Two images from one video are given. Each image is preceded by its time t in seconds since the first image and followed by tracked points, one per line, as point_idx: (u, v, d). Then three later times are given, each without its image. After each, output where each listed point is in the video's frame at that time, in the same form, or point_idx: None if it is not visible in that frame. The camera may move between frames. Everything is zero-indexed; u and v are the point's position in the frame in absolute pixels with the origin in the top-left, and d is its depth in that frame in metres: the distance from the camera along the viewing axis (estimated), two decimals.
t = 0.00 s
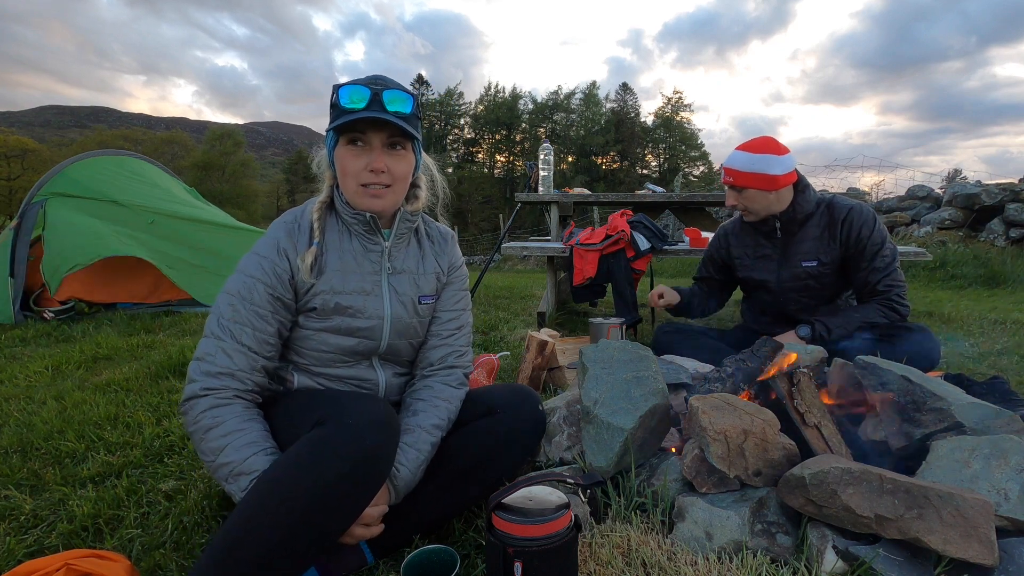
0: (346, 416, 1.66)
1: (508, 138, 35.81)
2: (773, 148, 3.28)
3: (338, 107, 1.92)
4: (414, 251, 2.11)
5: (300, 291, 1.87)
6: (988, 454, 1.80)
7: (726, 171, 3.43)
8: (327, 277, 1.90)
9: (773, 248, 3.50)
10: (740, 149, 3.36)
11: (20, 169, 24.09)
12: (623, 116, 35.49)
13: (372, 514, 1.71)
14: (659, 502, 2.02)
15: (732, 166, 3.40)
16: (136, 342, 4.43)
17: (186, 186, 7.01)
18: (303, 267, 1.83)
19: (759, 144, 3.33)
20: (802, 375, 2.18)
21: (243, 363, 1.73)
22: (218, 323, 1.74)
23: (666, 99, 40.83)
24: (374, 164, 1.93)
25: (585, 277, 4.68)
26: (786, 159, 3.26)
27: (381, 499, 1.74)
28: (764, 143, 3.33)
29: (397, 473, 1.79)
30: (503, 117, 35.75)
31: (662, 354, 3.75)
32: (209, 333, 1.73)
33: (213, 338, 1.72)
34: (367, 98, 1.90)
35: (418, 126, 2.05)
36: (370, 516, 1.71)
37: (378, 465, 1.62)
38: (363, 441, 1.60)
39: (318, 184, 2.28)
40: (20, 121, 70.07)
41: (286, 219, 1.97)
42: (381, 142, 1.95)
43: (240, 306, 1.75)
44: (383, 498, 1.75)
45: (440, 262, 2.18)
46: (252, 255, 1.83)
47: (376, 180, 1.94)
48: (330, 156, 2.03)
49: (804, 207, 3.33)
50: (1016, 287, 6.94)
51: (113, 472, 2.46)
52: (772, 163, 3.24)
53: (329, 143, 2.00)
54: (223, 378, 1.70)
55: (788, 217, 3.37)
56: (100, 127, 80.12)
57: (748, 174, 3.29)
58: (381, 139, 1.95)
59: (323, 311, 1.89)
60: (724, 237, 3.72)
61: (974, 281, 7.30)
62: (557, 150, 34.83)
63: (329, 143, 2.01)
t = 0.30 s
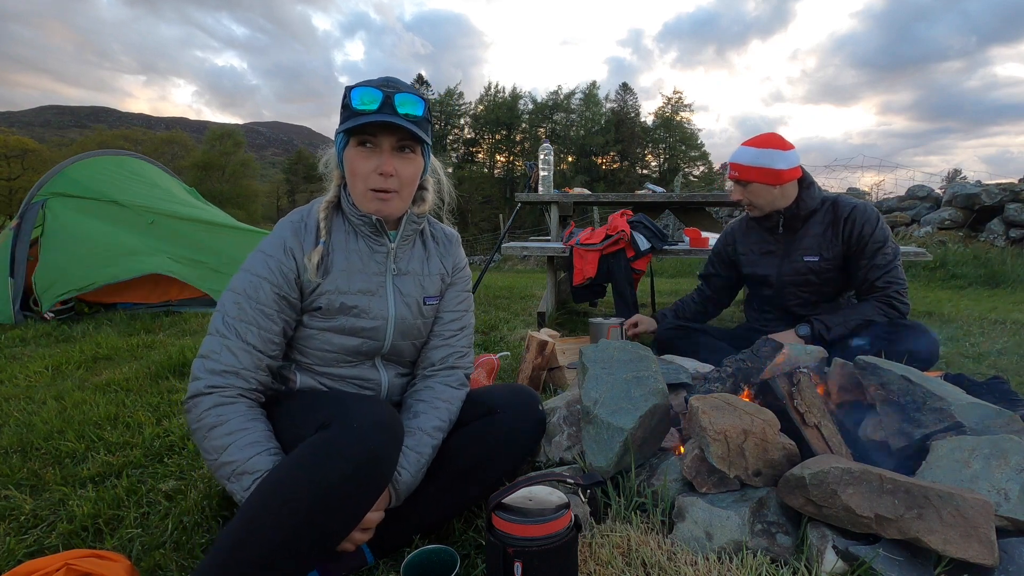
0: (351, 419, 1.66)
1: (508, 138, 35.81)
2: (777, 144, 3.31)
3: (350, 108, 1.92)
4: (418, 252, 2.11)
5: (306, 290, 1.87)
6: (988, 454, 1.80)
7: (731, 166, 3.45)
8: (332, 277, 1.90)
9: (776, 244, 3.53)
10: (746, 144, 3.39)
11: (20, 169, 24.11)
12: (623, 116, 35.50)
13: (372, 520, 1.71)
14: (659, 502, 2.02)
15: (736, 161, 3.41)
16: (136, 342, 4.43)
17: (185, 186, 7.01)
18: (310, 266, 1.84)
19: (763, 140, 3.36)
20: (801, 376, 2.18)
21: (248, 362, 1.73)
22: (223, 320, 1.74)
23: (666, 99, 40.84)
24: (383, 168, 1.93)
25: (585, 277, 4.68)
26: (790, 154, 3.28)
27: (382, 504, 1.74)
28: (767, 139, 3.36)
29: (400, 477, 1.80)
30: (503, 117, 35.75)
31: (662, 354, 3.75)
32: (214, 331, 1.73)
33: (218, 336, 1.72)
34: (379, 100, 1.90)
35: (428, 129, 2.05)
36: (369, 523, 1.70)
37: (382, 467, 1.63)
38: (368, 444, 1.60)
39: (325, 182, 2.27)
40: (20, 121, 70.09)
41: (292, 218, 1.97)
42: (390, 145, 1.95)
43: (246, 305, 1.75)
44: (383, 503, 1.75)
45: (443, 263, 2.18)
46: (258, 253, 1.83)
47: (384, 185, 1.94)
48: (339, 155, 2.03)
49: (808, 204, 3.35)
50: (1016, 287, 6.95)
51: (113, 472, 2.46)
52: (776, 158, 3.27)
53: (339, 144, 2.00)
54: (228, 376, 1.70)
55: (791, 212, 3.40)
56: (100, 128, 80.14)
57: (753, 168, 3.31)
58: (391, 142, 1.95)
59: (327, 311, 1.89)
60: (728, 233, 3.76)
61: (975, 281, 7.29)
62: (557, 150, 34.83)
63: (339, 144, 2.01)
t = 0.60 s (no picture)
0: (357, 422, 1.66)
1: (508, 138, 35.82)
2: (781, 144, 3.31)
3: (359, 108, 1.92)
4: (423, 252, 2.11)
5: (312, 290, 1.87)
6: (988, 454, 1.80)
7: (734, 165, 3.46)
8: (339, 277, 1.89)
9: (777, 244, 3.52)
10: (749, 143, 3.39)
11: (21, 169, 24.13)
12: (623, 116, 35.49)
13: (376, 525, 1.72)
14: (659, 502, 2.02)
15: (740, 160, 3.42)
16: (136, 342, 4.43)
17: (185, 186, 7.01)
18: (317, 266, 1.83)
19: (767, 139, 3.36)
20: (801, 376, 2.17)
21: (254, 361, 1.73)
22: (229, 319, 1.73)
23: (666, 99, 40.84)
24: (391, 167, 1.94)
25: (585, 277, 4.68)
26: (793, 154, 3.28)
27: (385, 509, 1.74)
28: (771, 139, 3.36)
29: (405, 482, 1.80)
30: (503, 117, 35.74)
31: (662, 354, 3.75)
32: (221, 330, 1.72)
33: (225, 335, 1.72)
34: (388, 100, 1.90)
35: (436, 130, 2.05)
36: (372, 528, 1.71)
37: (387, 469, 1.63)
38: (374, 447, 1.60)
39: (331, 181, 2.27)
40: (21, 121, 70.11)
41: (298, 216, 1.97)
42: (398, 144, 1.95)
43: (252, 304, 1.75)
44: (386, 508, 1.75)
45: (447, 264, 2.18)
46: (265, 253, 1.83)
47: (392, 184, 1.94)
48: (347, 154, 2.03)
49: (809, 204, 3.34)
50: (1015, 287, 6.95)
51: (113, 472, 2.46)
52: (778, 157, 3.26)
53: (347, 142, 2.00)
54: (235, 375, 1.70)
55: (791, 212, 3.39)
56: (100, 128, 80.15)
57: (756, 167, 3.31)
58: (399, 141, 1.95)
59: (333, 310, 1.89)
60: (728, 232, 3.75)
61: (975, 281, 7.29)
62: (557, 150, 34.82)
63: (347, 143, 2.01)
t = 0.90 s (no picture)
0: (360, 423, 1.66)
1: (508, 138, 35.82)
2: (777, 143, 3.32)
3: (360, 107, 1.92)
4: (425, 252, 2.11)
5: (315, 289, 1.87)
6: (988, 454, 1.81)
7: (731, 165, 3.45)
8: (342, 276, 1.89)
9: (776, 243, 3.52)
10: (746, 143, 3.39)
11: (21, 169, 24.13)
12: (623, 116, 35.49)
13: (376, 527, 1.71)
14: (659, 502, 2.02)
15: (737, 160, 3.42)
16: (136, 342, 4.43)
17: (185, 186, 7.00)
18: (321, 265, 1.83)
19: (764, 139, 3.36)
20: (802, 376, 2.18)
21: (258, 360, 1.73)
22: (233, 318, 1.73)
23: (666, 99, 40.85)
24: (395, 161, 1.94)
25: (585, 277, 4.68)
26: (789, 154, 3.29)
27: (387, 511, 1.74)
28: (767, 139, 3.36)
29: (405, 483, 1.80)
30: (503, 117, 35.74)
31: (662, 354, 3.75)
32: (224, 329, 1.72)
33: (228, 334, 1.72)
34: (388, 97, 1.90)
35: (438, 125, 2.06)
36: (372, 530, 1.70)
37: (389, 470, 1.63)
38: (376, 447, 1.60)
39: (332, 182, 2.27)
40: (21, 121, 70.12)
41: (302, 216, 1.97)
42: (402, 139, 1.96)
43: (256, 303, 1.75)
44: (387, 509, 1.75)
45: (449, 263, 2.17)
46: (268, 252, 1.83)
47: (397, 178, 1.95)
48: (349, 153, 2.03)
49: (807, 203, 3.34)
50: (1015, 287, 6.95)
51: (113, 472, 2.46)
52: (776, 157, 3.27)
53: (349, 141, 2.00)
54: (238, 375, 1.70)
55: (790, 212, 3.39)
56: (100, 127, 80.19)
57: (754, 167, 3.31)
58: (402, 135, 1.95)
59: (336, 309, 1.89)
60: (726, 233, 3.74)
61: (974, 281, 7.29)
62: (557, 150, 34.82)
63: (349, 142, 2.01)
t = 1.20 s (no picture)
0: (359, 423, 1.66)
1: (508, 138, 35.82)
2: (774, 144, 3.31)
3: (362, 107, 1.92)
4: (425, 252, 2.11)
5: (316, 288, 1.86)
6: (988, 454, 1.81)
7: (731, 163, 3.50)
8: (343, 275, 1.89)
9: (776, 242, 3.52)
10: (745, 142, 3.41)
11: (21, 169, 24.13)
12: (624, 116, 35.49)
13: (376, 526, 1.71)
14: (659, 502, 2.02)
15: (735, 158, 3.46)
16: (136, 342, 4.43)
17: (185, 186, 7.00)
18: (322, 264, 1.83)
19: (762, 138, 3.37)
20: (801, 376, 2.19)
21: (259, 359, 1.73)
22: (235, 317, 1.73)
23: (666, 99, 40.85)
24: (397, 161, 1.94)
25: (585, 277, 4.68)
26: (785, 155, 3.27)
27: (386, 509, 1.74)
28: (768, 138, 3.36)
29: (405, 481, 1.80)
30: (503, 117, 35.74)
31: (662, 354, 3.75)
32: (226, 328, 1.72)
33: (230, 333, 1.72)
34: (391, 99, 1.90)
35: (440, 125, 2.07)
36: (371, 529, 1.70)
37: (389, 470, 1.63)
38: (376, 448, 1.60)
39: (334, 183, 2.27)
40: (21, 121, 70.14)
41: (303, 215, 1.97)
42: (404, 140, 1.96)
43: (258, 302, 1.75)
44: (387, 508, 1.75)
45: (448, 263, 2.17)
46: (270, 251, 1.83)
47: (400, 178, 1.95)
48: (351, 153, 2.03)
49: (806, 202, 3.35)
50: (1016, 287, 6.95)
51: (113, 472, 2.46)
52: (767, 157, 3.27)
53: (352, 141, 2.00)
54: (240, 373, 1.70)
55: (789, 211, 3.39)
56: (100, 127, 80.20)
57: (746, 167, 3.35)
58: (404, 136, 1.95)
59: (337, 308, 1.89)
60: (727, 231, 3.75)
61: (974, 281, 7.29)
62: (557, 150, 34.82)
63: (351, 142, 2.01)
